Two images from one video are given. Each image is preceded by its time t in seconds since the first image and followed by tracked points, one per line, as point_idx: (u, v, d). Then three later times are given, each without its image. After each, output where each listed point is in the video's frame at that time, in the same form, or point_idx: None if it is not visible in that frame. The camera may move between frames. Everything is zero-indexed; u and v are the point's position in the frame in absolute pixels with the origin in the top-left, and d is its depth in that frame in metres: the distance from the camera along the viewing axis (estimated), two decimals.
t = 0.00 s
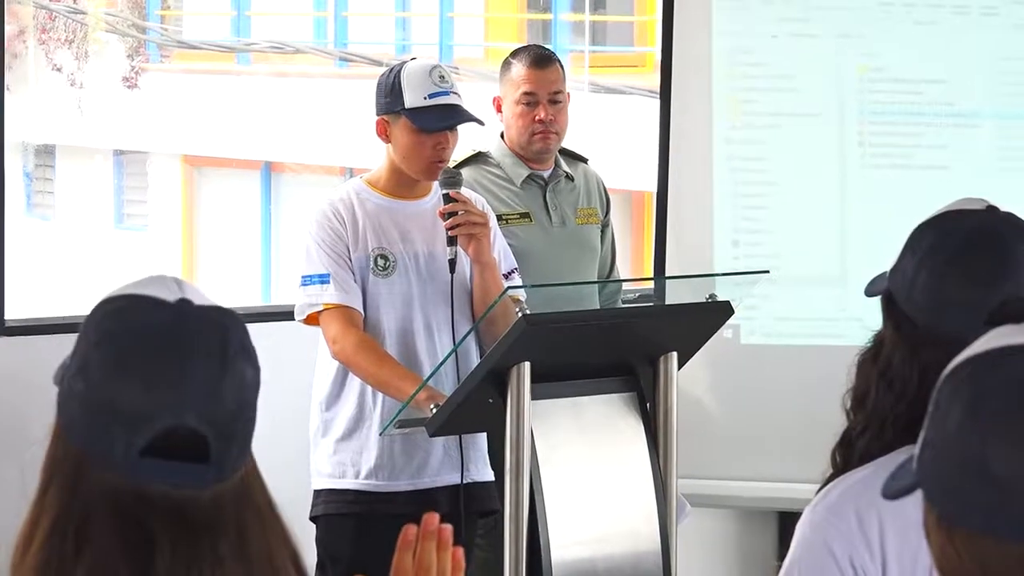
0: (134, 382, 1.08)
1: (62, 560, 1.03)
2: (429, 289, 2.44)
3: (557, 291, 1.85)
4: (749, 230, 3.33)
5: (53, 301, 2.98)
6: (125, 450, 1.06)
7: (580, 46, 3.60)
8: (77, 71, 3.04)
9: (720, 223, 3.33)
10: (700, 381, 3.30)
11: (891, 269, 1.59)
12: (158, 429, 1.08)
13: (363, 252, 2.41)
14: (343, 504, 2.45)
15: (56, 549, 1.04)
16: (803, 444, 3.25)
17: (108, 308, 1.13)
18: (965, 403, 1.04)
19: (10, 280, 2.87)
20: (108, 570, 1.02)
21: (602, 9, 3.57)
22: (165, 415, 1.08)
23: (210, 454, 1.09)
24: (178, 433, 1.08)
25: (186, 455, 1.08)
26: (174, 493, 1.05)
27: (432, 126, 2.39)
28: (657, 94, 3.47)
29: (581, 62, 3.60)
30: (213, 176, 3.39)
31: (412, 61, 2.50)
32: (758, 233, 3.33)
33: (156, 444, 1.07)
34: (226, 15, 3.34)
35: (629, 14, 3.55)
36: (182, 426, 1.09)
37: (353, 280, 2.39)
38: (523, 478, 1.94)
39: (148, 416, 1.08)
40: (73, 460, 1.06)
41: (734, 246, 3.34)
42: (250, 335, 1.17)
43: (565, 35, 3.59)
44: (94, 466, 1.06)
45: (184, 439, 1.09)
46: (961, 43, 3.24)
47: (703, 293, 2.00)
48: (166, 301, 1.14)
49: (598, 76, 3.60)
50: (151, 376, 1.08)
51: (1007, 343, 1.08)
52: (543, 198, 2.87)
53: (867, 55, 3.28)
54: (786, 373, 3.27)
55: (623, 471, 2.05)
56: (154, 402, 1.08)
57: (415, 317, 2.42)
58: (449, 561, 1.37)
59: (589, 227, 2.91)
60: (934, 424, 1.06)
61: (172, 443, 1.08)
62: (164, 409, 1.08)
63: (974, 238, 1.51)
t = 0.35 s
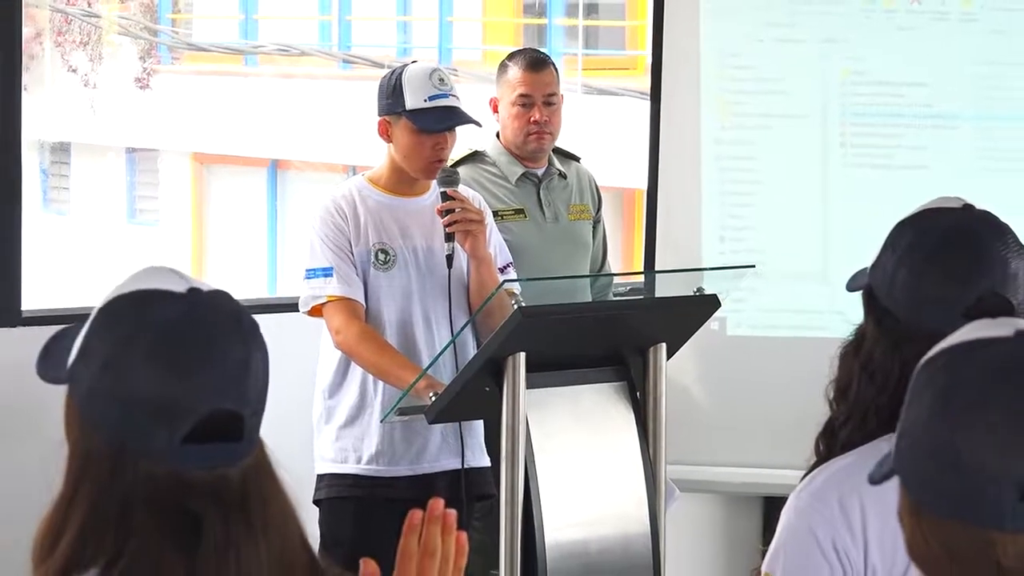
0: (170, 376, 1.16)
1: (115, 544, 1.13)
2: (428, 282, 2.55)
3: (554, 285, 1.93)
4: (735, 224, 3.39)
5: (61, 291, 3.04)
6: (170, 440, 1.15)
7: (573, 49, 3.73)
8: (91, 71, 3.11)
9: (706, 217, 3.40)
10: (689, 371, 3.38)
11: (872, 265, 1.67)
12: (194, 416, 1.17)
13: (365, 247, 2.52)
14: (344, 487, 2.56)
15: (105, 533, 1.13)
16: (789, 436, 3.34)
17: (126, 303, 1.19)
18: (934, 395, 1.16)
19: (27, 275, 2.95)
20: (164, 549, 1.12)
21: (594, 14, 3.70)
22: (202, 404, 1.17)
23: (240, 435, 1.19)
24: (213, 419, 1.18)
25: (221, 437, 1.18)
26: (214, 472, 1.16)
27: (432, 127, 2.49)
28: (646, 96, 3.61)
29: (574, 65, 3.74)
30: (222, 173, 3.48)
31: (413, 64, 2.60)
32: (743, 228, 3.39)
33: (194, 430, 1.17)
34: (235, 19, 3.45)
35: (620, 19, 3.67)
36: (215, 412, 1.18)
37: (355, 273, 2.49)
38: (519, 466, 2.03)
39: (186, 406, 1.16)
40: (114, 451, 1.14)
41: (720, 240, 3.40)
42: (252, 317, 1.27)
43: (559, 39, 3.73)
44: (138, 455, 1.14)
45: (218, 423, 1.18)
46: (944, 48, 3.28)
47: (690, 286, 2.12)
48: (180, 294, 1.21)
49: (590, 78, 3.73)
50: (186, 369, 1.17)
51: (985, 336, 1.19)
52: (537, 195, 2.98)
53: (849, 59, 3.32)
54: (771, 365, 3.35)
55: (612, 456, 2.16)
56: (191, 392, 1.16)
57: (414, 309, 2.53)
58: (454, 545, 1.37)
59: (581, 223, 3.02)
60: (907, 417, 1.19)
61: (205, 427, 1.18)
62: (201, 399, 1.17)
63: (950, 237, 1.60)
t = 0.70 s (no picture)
0: (190, 363, 1.22)
1: (140, 522, 1.20)
2: (427, 274, 2.65)
3: (548, 278, 2.04)
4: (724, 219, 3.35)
5: (75, 281, 3.17)
6: (191, 423, 1.21)
7: (568, 52, 3.82)
8: (104, 72, 3.23)
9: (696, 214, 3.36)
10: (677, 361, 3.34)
11: (854, 261, 1.72)
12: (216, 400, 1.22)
13: (366, 241, 2.62)
14: (347, 472, 2.66)
15: (129, 513, 1.20)
16: (776, 424, 3.27)
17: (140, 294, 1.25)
18: (906, 381, 1.13)
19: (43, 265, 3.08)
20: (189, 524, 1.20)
21: (589, 18, 3.79)
22: (223, 388, 1.23)
23: (255, 415, 1.26)
24: (232, 403, 1.24)
25: (239, 418, 1.24)
26: (233, 452, 1.23)
27: (432, 126, 2.60)
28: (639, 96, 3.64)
29: (569, 68, 3.83)
30: (229, 169, 3.56)
31: (413, 65, 2.71)
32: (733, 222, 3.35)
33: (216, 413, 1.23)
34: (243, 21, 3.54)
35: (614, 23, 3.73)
36: (235, 395, 1.24)
37: (357, 266, 2.60)
38: (514, 452, 2.13)
39: (207, 390, 1.22)
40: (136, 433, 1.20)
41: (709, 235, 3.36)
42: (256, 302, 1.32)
43: (554, 42, 3.83)
44: (161, 437, 1.20)
45: (236, 406, 1.24)
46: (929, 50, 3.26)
47: (679, 280, 2.21)
48: (193, 285, 1.26)
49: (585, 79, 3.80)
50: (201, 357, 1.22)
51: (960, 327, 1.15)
52: (530, 191, 3.08)
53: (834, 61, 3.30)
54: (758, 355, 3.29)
55: (604, 441, 2.26)
56: (213, 378, 1.22)
57: (414, 300, 2.64)
58: (449, 530, 1.50)
59: (572, 217, 3.12)
60: (887, 406, 1.16)
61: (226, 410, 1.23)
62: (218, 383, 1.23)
63: (932, 228, 1.64)
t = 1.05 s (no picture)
0: (205, 358, 1.27)
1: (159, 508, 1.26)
2: (427, 267, 2.76)
3: (544, 270, 2.15)
4: (712, 214, 3.38)
5: (91, 274, 3.29)
6: (211, 416, 1.26)
7: (562, 53, 3.83)
8: (119, 72, 3.36)
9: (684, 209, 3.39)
10: (667, 349, 3.39)
11: (839, 253, 1.75)
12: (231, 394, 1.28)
13: (370, 235, 2.73)
14: (351, 456, 2.77)
15: (147, 500, 1.25)
16: (759, 411, 3.33)
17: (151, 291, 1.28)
18: (895, 368, 1.10)
19: (60, 257, 3.19)
20: (206, 508, 1.26)
21: (583, 20, 3.79)
22: (237, 382, 1.28)
23: (265, 405, 1.32)
24: (246, 396, 1.29)
25: (252, 409, 1.30)
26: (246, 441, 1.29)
27: (433, 124, 2.70)
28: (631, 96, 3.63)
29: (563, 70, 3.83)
30: (240, 167, 3.67)
31: (414, 65, 2.81)
32: (721, 217, 3.37)
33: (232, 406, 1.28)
34: (250, 23, 3.65)
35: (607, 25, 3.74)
36: (249, 389, 1.29)
37: (361, 259, 2.70)
38: (512, 436, 2.25)
39: (223, 384, 1.27)
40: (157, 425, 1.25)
41: (698, 230, 3.39)
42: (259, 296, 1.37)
43: (550, 45, 3.84)
44: (179, 428, 1.26)
45: (249, 399, 1.30)
46: (913, 53, 3.27)
47: (670, 271, 2.31)
48: (205, 281, 1.31)
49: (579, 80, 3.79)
50: (219, 353, 1.27)
51: (949, 318, 1.12)
52: (526, 186, 3.18)
53: (820, 63, 3.31)
54: (745, 344, 3.33)
55: (597, 426, 2.37)
56: (229, 372, 1.28)
57: (415, 291, 2.75)
58: (442, 513, 1.56)
59: (566, 212, 3.23)
60: (878, 392, 1.13)
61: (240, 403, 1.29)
62: (234, 377, 1.28)
63: (914, 221, 1.66)
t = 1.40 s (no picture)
0: (262, 356, 1.27)
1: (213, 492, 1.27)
2: (430, 258, 2.87)
3: (543, 261, 2.26)
4: (703, 208, 3.48)
5: (108, 265, 3.41)
6: (253, 401, 1.27)
7: (560, 52, 3.90)
8: (134, 70, 3.45)
9: (677, 203, 3.49)
10: (660, 337, 3.50)
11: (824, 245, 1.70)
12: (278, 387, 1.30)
13: (375, 227, 2.84)
14: (356, 440, 2.89)
15: (203, 484, 1.26)
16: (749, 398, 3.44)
17: (201, 287, 1.28)
18: (888, 359, 1.11)
19: (77, 249, 3.30)
20: (252, 488, 1.29)
21: (581, 20, 3.85)
22: (286, 376, 1.30)
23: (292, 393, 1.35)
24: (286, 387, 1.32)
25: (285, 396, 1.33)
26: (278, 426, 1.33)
27: (435, 121, 2.80)
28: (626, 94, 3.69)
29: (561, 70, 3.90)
30: (250, 161, 3.79)
31: (417, 65, 2.92)
32: (712, 211, 3.48)
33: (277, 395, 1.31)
34: (260, 24, 3.78)
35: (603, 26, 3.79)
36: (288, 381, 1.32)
37: (366, 250, 2.81)
38: (512, 420, 2.35)
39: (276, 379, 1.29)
40: (195, 408, 1.25)
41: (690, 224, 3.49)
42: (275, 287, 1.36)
43: (549, 45, 3.92)
44: (223, 415, 1.26)
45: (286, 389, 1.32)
46: (899, 52, 3.38)
47: (664, 263, 2.43)
48: (247, 280, 1.30)
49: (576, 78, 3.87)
50: (262, 341, 1.27)
51: (941, 308, 1.12)
52: (525, 181, 3.29)
53: (808, 63, 3.43)
54: (736, 333, 3.43)
55: (593, 411, 2.49)
56: (279, 368, 1.29)
57: (418, 282, 2.86)
58: (433, 493, 1.64)
59: (564, 205, 3.34)
60: (870, 381, 1.14)
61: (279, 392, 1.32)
62: (276, 364, 1.29)
63: (901, 214, 1.62)
